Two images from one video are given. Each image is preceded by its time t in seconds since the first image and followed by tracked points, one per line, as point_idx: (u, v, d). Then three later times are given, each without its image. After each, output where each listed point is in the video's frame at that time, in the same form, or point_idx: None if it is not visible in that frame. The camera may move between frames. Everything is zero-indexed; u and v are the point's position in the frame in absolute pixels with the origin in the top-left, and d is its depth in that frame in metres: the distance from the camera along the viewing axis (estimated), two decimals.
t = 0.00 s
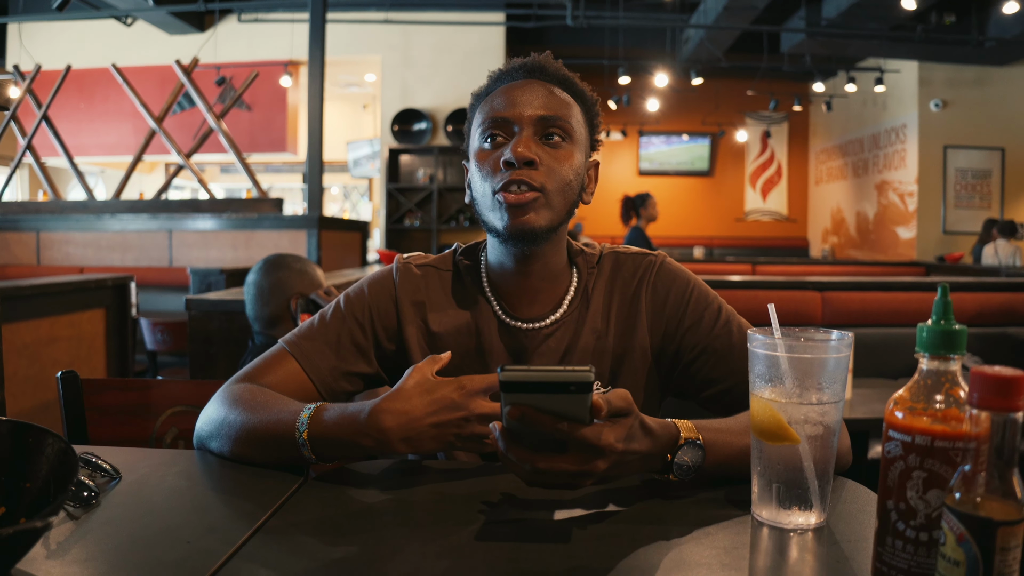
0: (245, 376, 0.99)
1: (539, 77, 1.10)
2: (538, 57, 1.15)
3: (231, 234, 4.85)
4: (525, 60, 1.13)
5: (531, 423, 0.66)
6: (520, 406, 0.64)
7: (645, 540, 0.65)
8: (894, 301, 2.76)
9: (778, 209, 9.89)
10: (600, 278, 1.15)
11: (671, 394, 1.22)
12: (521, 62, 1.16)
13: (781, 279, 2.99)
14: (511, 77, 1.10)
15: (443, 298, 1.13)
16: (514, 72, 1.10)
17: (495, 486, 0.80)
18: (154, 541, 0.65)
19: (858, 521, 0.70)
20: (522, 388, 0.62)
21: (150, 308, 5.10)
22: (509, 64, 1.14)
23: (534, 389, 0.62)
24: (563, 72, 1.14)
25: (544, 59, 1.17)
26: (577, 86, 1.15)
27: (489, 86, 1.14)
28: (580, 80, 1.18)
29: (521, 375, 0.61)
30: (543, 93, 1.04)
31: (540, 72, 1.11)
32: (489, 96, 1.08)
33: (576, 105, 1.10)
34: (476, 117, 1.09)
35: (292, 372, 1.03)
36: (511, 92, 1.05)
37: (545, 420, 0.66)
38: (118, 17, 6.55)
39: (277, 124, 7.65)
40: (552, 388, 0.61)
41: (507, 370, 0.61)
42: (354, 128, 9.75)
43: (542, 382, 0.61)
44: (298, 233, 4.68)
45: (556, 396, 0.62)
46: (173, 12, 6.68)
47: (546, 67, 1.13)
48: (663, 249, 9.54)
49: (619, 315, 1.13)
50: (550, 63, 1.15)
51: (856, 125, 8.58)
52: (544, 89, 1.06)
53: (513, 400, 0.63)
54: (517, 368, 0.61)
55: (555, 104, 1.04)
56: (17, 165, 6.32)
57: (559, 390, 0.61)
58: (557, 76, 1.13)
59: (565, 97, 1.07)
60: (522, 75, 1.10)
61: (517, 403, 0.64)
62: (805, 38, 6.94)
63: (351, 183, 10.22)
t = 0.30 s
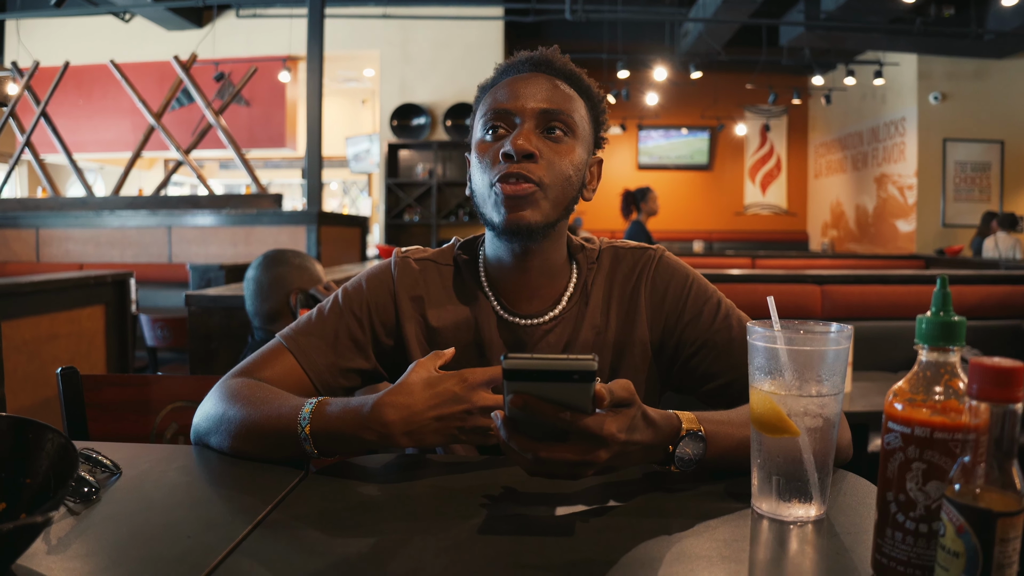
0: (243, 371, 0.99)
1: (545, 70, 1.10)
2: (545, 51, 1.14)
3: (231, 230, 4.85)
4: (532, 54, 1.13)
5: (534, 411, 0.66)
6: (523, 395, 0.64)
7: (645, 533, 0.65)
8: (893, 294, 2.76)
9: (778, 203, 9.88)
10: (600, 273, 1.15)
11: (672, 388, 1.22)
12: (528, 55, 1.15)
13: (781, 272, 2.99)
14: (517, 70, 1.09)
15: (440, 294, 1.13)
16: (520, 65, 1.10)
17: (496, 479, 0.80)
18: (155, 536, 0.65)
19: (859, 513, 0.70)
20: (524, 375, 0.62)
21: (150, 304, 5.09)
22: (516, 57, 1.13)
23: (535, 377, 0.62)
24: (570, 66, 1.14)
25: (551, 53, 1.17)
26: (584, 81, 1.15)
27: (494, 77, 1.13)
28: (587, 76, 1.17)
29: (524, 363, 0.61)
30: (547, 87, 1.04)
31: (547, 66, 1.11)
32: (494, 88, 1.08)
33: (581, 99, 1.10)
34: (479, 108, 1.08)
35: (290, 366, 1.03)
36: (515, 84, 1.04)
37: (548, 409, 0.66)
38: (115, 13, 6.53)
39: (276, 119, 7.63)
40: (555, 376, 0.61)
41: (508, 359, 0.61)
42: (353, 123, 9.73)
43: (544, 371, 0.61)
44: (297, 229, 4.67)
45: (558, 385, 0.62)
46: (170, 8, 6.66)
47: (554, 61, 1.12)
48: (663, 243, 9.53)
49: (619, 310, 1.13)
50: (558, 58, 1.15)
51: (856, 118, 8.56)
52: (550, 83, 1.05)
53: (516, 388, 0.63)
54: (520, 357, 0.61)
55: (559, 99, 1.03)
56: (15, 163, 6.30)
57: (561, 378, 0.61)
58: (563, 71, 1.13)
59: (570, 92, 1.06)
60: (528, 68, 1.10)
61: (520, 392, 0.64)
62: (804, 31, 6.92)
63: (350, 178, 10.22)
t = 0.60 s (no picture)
0: (242, 369, 0.99)
1: (545, 68, 1.09)
2: (545, 49, 1.14)
3: (229, 228, 4.84)
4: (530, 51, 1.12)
5: (531, 409, 0.66)
6: (519, 391, 0.64)
7: (643, 529, 0.66)
8: (892, 290, 2.76)
9: (776, 200, 9.87)
10: (598, 272, 1.15)
11: (670, 385, 1.22)
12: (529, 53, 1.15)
13: (779, 269, 2.99)
14: (516, 67, 1.09)
15: (439, 291, 1.13)
16: (519, 63, 1.09)
17: (495, 476, 0.80)
18: (155, 534, 0.65)
19: (857, 509, 0.70)
20: (520, 372, 0.62)
21: (149, 302, 5.09)
22: (516, 54, 1.13)
23: (531, 375, 0.62)
24: (570, 64, 1.13)
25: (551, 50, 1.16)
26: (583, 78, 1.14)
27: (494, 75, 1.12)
28: (587, 73, 1.17)
29: (518, 360, 0.61)
30: (547, 85, 1.04)
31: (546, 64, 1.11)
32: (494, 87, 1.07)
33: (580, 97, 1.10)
34: (478, 106, 1.08)
35: (289, 365, 1.02)
36: (515, 82, 1.04)
37: (545, 406, 0.66)
38: (113, 11, 6.51)
39: (274, 117, 7.62)
40: (550, 372, 0.62)
41: (506, 356, 0.61)
42: (351, 121, 9.73)
43: (540, 368, 0.61)
44: (296, 227, 4.67)
45: (554, 381, 0.62)
46: (168, 6, 6.65)
47: (554, 59, 1.12)
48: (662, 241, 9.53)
49: (617, 308, 1.13)
50: (558, 55, 1.15)
51: (854, 115, 8.56)
52: (550, 81, 1.05)
53: (512, 385, 0.63)
54: (515, 354, 0.62)
55: (559, 97, 1.03)
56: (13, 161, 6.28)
57: (557, 374, 0.62)
58: (564, 68, 1.12)
59: (570, 90, 1.06)
60: (528, 66, 1.09)
61: (518, 390, 0.64)
62: (803, 28, 6.90)
63: (349, 176, 10.22)
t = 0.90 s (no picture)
0: (242, 372, 0.99)
1: (529, 67, 1.10)
2: (522, 46, 1.14)
3: (228, 228, 4.84)
4: (511, 50, 1.12)
5: (530, 407, 0.66)
6: (518, 390, 0.64)
7: (641, 530, 0.65)
8: (891, 290, 2.76)
9: (775, 199, 9.88)
10: (597, 271, 1.15)
11: (669, 385, 1.22)
12: (505, 51, 1.15)
13: (777, 268, 2.99)
14: (502, 68, 1.09)
15: (437, 290, 1.13)
16: (502, 63, 1.09)
17: (493, 476, 0.80)
18: (152, 535, 0.65)
19: (854, 509, 0.70)
20: (519, 369, 0.62)
21: (147, 302, 5.08)
22: (493, 53, 1.13)
23: (529, 371, 0.62)
24: (547, 60, 1.14)
25: (526, 46, 1.17)
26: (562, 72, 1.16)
27: (475, 78, 1.12)
28: (563, 67, 1.18)
29: (517, 355, 0.61)
30: (540, 85, 1.04)
31: (528, 62, 1.11)
32: (484, 91, 1.07)
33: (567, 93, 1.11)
34: (470, 109, 1.08)
35: (288, 366, 1.02)
36: (508, 85, 1.04)
37: (544, 404, 0.66)
38: (111, 10, 6.50)
39: (273, 117, 7.62)
40: (549, 370, 0.62)
41: (504, 352, 0.62)
42: (350, 121, 9.72)
43: (540, 364, 0.61)
44: (294, 227, 4.67)
45: (553, 378, 0.62)
46: (167, 6, 6.63)
47: (532, 55, 1.12)
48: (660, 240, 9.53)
49: (616, 309, 1.13)
50: (534, 51, 1.15)
51: (853, 114, 8.56)
52: (542, 80, 1.05)
53: (512, 383, 0.63)
54: (515, 349, 0.62)
55: (554, 96, 1.04)
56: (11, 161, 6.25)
57: (555, 372, 0.62)
58: (544, 65, 1.13)
59: (560, 87, 1.07)
60: (512, 65, 1.09)
61: (516, 387, 0.64)
62: (801, 27, 6.90)
63: (348, 176, 10.22)
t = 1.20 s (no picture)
0: (238, 371, 1.00)
1: (517, 66, 1.09)
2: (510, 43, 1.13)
3: (227, 228, 4.83)
4: (500, 48, 1.12)
5: (535, 411, 0.65)
6: (524, 395, 0.64)
7: (641, 532, 0.65)
8: (889, 291, 2.76)
9: (774, 199, 9.89)
10: (593, 272, 1.15)
11: (666, 386, 1.22)
12: (495, 47, 1.14)
13: (776, 269, 2.99)
14: (490, 68, 1.09)
15: (433, 289, 1.12)
16: (490, 63, 1.09)
17: (492, 478, 0.80)
18: (151, 536, 0.65)
19: (854, 510, 0.70)
20: (526, 375, 0.62)
21: (146, 302, 5.07)
22: (483, 51, 1.13)
23: (535, 375, 0.62)
24: (538, 56, 1.14)
25: (516, 42, 1.16)
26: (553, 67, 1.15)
27: (465, 78, 1.12)
28: (555, 62, 1.17)
29: (525, 363, 0.61)
30: (526, 88, 1.03)
31: (517, 60, 1.10)
32: (470, 93, 1.06)
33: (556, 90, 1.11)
34: (457, 112, 1.08)
35: (284, 365, 1.02)
36: (494, 87, 1.04)
37: (551, 408, 0.65)
38: (110, 11, 6.49)
39: (272, 117, 7.62)
40: (555, 375, 0.61)
41: (512, 357, 0.61)
42: (350, 121, 9.72)
43: (548, 371, 0.61)
44: (294, 227, 4.67)
45: (559, 385, 0.62)
46: (166, 6, 6.63)
47: (521, 53, 1.11)
48: (660, 240, 9.53)
49: (612, 310, 1.13)
50: (523, 48, 1.14)
51: (853, 114, 8.57)
52: (527, 81, 1.04)
53: (517, 389, 0.63)
54: (523, 356, 0.62)
55: (540, 98, 1.03)
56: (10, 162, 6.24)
57: (562, 379, 0.62)
58: (534, 62, 1.12)
59: (548, 86, 1.06)
60: (500, 65, 1.09)
61: (520, 391, 0.64)
62: (800, 27, 6.89)
63: (347, 176, 10.21)
